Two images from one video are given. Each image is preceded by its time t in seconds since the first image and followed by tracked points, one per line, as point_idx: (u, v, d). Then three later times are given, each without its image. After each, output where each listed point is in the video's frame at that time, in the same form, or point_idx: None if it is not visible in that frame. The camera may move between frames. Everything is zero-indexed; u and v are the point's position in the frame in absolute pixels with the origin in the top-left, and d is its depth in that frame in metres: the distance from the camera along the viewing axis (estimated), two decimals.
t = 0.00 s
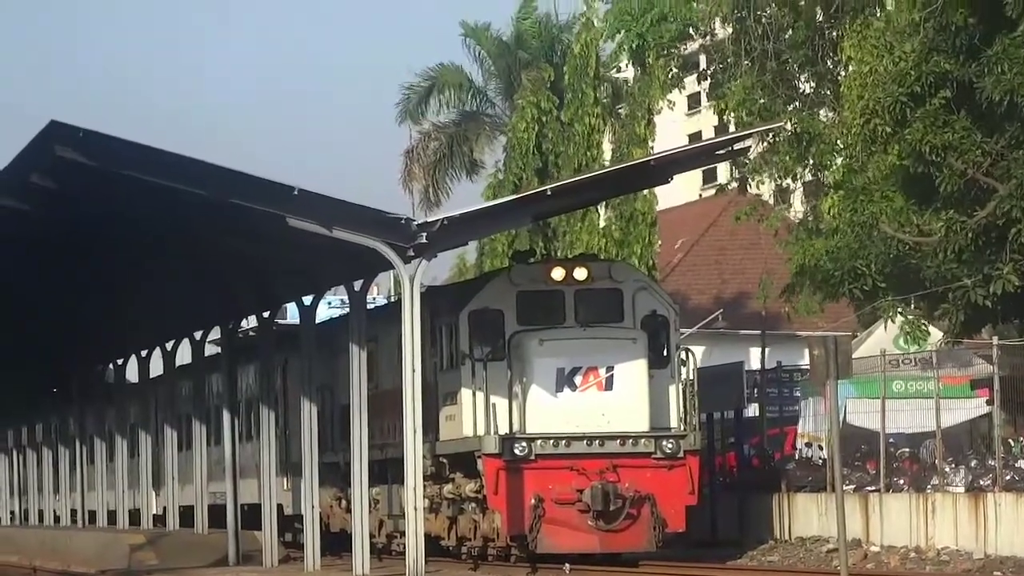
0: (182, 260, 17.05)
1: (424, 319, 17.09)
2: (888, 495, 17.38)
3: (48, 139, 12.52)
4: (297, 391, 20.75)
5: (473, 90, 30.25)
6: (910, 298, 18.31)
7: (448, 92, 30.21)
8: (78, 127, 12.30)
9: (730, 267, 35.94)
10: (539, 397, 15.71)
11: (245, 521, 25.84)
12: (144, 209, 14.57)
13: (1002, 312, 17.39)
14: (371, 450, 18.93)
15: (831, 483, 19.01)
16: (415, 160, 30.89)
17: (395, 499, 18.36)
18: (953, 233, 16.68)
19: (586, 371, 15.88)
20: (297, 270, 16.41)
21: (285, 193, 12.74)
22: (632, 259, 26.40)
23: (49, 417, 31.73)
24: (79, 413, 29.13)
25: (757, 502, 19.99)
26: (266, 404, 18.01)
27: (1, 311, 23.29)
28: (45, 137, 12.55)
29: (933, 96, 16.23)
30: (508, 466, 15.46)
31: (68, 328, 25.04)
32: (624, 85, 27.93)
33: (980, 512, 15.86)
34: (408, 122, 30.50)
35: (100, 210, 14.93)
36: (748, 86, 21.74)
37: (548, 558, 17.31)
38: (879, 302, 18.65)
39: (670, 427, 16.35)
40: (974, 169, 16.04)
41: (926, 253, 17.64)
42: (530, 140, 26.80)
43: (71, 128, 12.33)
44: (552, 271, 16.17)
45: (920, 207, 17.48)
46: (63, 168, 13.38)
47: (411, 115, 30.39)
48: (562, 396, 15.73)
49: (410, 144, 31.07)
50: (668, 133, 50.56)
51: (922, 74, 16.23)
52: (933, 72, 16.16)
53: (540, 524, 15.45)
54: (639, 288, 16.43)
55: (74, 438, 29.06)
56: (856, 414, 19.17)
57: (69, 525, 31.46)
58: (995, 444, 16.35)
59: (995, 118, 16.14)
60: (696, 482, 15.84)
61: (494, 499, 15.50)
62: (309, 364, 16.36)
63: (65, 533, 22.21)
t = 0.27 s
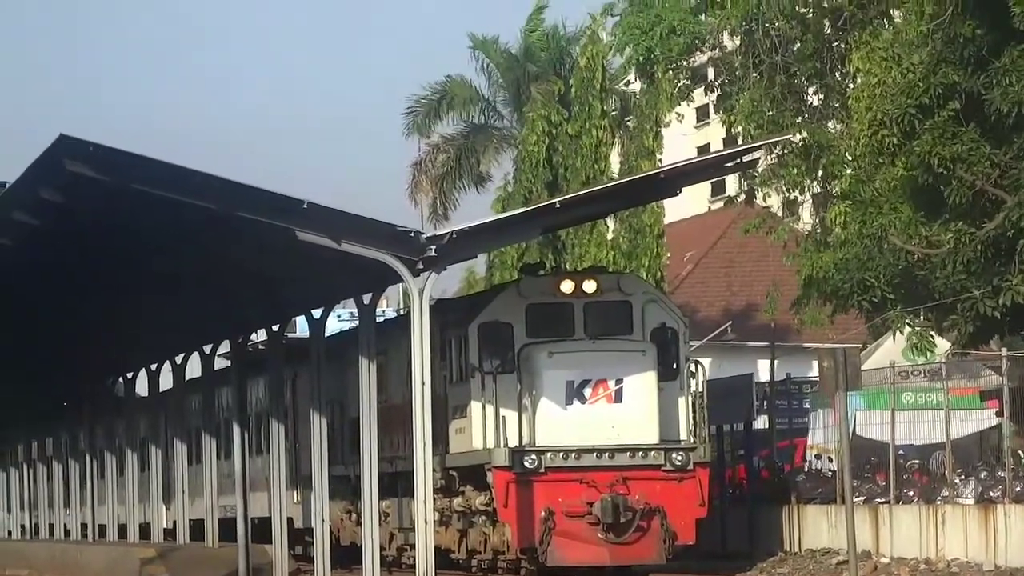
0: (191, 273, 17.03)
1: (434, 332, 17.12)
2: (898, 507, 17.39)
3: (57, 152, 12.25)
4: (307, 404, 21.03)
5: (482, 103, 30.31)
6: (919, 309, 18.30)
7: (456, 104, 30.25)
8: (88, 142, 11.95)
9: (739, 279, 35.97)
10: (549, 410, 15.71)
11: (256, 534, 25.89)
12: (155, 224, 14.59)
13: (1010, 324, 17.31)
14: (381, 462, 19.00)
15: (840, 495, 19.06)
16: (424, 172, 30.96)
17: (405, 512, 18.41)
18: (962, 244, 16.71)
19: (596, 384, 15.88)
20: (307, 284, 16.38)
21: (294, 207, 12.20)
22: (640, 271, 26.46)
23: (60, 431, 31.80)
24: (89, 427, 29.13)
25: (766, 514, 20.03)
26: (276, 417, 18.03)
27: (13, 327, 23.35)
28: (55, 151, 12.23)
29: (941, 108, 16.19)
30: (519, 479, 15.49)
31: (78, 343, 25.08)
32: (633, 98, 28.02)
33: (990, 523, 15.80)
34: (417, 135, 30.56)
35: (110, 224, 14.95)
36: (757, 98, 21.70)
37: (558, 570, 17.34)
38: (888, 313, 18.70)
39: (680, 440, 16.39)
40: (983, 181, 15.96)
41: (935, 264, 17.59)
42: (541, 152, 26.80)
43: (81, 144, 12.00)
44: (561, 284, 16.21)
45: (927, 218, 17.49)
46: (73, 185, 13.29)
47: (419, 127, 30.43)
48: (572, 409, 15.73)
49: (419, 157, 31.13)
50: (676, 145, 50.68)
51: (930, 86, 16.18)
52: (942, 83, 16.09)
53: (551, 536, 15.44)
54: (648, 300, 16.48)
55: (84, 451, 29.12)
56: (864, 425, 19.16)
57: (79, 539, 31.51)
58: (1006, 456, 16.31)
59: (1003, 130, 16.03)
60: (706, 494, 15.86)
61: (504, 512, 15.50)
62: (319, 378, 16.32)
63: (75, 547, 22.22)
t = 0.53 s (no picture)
0: (198, 284, 17.04)
1: (440, 344, 17.13)
2: (904, 518, 17.40)
3: (65, 164, 12.11)
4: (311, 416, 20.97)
5: (488, 114, 30.36)
6: (926, 321, 18.29)
7: (463, 115, 30.30)
8: (95, 152, 11.85)
9: (746, 290, 35.98)
10: (556, 421, 15.74)
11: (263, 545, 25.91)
12: (161, 236, 14.62)
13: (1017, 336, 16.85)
14: (388, 474, 19.02)
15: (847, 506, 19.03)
16: (431, 183, 31.03)
17: (412, 523, 18.43)
18: (970, 256, 16.37)
19: (603, 395, 15.89)
20: (314, 295, 16.40)
21: (302, 217, 12.24)
22: (645, 282, 26.51)
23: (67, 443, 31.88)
24: (97, 438, 29.14)
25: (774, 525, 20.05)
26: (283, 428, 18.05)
27: (20, 339, 23.40)
28: (64, 163, 12.05)
29: (948, 120, 15.86)
30: (525, 490, 15.44)
31: (85, 354, 25.13)
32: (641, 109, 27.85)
33: (997, 534, 15.75)
34: (424, 146, 30.62)
35: (117, 236, 14.99)
36: (764, 109, 21.91)
37: None
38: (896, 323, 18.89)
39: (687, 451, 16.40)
40: (991, 193, 15.66)
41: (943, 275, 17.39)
42: (549, 164, 26.81)
43: (88, 155, 11.90)
44: (568, 295, 16.20)
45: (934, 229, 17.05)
46: (79, 196, 13.29)
47: (426, 138, 30.49)
48: (579, 420, 15.76)
49: (426, 168, 31.20)
50: (683, 156, 50.76)
51: (937, 98, 15.85)
52: (949, 95, 15.77)
53: (558, 548, 15.44)
54: (655, 311, 16.46)
55: (91, 463, 29.18)
56: (872, 436, 19.21)
57: (87, 550, 31.57)
58: (1013, 468, 16.26)
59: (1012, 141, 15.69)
60: (712, 505, 15.86)
61: (510, 524, 15.43)
62: (326, 390, 16.33)
63: (82, 559, 22.24)
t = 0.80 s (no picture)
0: (207, 294, 17.07)
1: (447, 355, 17.15)
2: (912, 529, 17.35)
3: (74, 176, 12.12)
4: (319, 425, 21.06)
5: (496, 125, 30.44)
6: (934, 332, 18.31)
7: (471, 126, 30.36)
8: (103, 164, 11.87)
9: (754, 301, 35.99)
10: (563, 432, 15.75)
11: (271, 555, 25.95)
12: (170, 246, 14.66)
13: None
14: (396, 484, 19.06)
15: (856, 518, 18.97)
16: (439, 194, 31.08)
17: (420, 534, 18.47)
18: (977, 266, 16.01)
19: (611, 406, 15.89)
20: (322, 305, 16.42)
21: (310, 228, 12.26)
22: (653, 292, 26.56)
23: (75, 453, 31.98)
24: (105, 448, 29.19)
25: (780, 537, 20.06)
26: (291, 438, 18.09)
27: (28, 350, 23.44)
28: (70, 176, 12.04)
29: (957, 131, 15.35)
30: (533, 501, 15.46)
31: (93, 365, 25.18)
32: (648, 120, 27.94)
33: (1005, 545, 15.84)
34: (432, 158, 30.68)
35: (126, 247, 15.03)
36: (773, 120, 21.81)
37: None
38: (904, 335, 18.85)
39: (694, 461, 16.38)
40: (999, 204, 15.19)
41: (953, 285, 17.25)
42: (558, 175, 26.89)
43: (97, 166, 11.90)
44: (576, 306, 16.21)
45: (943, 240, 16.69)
46: (87, 208, 13.33)
47: (435, 150, 30.53)
48: (587, 431, 15.76)
49: (434, 179, 31.24)
50: (691, 167, 50.83)
51: (946, 108, 15.31)
52: (957, 106, 15.22)
53: (565, 559, 15.49)
54: (663, 322, 16.44)
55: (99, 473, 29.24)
56: (880, 447, 19.17)
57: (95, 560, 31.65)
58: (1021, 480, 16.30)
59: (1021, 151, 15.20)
60: (720, 516, 15.86)
61: (518, 534, 15.48)
62: (334, 400, 16.33)
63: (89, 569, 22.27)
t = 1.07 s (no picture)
0: (212, 303, 17.13)
1: (452, 365, 17.16)
2: (916, 538, 17.20)
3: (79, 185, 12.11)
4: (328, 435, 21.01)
5: (502, 134, 30.49)
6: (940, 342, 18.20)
7: (477, 135, 30.40)
8: (108, 173, 11.87)
9: (760, 311, 36.00)
10: (569, 442, 15.82)
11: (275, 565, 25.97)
12: (175, 256, 14.72)
13: None
14: (401, 494, 19.08)
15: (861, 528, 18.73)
16: (445, 204, 31.10)
17: (424, 544, 18.50)
18: (982, 277, 15.78)
19: (616, 416, 15.93)
20: (326, 314, 16.48)
21: (315, 238, 12.30)
22: (657, 302, 26.60)
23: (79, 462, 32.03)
24: (109, 457, 29.23)
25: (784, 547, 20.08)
26: (296, 448, 18.13)
27: (33, 359, 23.47)
28: (74, 186, 11.98)
29: (962, 141, 15.20)
30: (538, 510, 15.46)
31: (98, 374, 25.21)
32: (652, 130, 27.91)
33: (1010, 555, 15.93)
34: (438, 167, 30.71)
35: (131, 256, 15.09)
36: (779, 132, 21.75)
37: None
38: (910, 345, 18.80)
39: (699, 471, 16.42)
40: (1004, 215, 15.02)
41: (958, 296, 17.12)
42: (563, 183, 26.94)
43: (101, 176, 11.90)
44: (581, 315, 16.25)
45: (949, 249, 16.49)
46: (92, 217, 13.38)
47: (441, 159, 30.56)
48: (592, 440, 15.82)
49: (439, 189, 31.27)
50: (697, 176, 50.91)
51: (951, 118, 15.18)
52: (963, 116, 15.13)
53: (570, 568, 15.48)
54: (669, 332, 16.45)
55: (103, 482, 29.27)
56: (886, 457, 19.12)
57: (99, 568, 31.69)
58: None
59: None
60: (725, 526, 15.83)
61: (523, 544, 15.41)
62: (339, 409, 16.36)
63: None
